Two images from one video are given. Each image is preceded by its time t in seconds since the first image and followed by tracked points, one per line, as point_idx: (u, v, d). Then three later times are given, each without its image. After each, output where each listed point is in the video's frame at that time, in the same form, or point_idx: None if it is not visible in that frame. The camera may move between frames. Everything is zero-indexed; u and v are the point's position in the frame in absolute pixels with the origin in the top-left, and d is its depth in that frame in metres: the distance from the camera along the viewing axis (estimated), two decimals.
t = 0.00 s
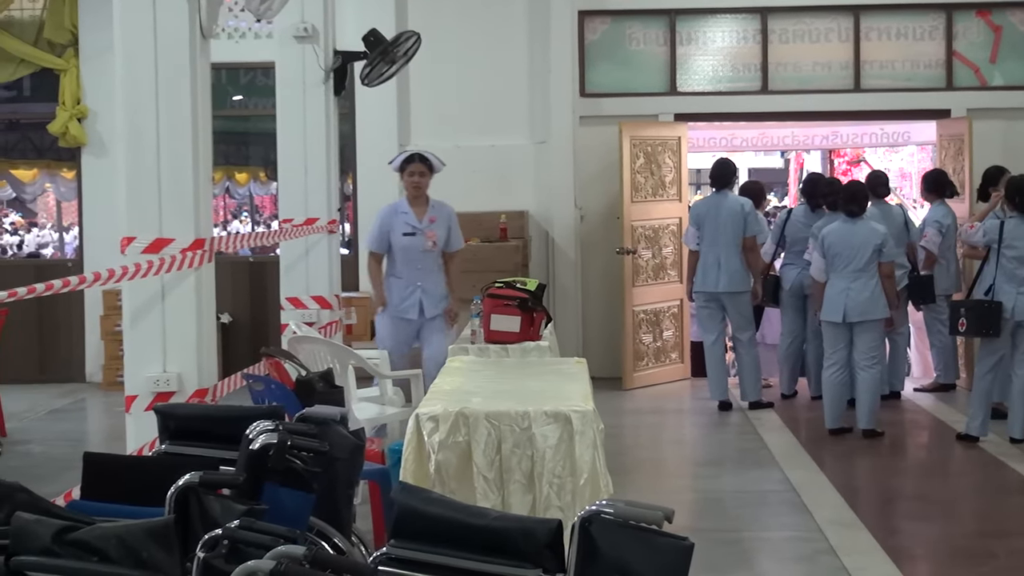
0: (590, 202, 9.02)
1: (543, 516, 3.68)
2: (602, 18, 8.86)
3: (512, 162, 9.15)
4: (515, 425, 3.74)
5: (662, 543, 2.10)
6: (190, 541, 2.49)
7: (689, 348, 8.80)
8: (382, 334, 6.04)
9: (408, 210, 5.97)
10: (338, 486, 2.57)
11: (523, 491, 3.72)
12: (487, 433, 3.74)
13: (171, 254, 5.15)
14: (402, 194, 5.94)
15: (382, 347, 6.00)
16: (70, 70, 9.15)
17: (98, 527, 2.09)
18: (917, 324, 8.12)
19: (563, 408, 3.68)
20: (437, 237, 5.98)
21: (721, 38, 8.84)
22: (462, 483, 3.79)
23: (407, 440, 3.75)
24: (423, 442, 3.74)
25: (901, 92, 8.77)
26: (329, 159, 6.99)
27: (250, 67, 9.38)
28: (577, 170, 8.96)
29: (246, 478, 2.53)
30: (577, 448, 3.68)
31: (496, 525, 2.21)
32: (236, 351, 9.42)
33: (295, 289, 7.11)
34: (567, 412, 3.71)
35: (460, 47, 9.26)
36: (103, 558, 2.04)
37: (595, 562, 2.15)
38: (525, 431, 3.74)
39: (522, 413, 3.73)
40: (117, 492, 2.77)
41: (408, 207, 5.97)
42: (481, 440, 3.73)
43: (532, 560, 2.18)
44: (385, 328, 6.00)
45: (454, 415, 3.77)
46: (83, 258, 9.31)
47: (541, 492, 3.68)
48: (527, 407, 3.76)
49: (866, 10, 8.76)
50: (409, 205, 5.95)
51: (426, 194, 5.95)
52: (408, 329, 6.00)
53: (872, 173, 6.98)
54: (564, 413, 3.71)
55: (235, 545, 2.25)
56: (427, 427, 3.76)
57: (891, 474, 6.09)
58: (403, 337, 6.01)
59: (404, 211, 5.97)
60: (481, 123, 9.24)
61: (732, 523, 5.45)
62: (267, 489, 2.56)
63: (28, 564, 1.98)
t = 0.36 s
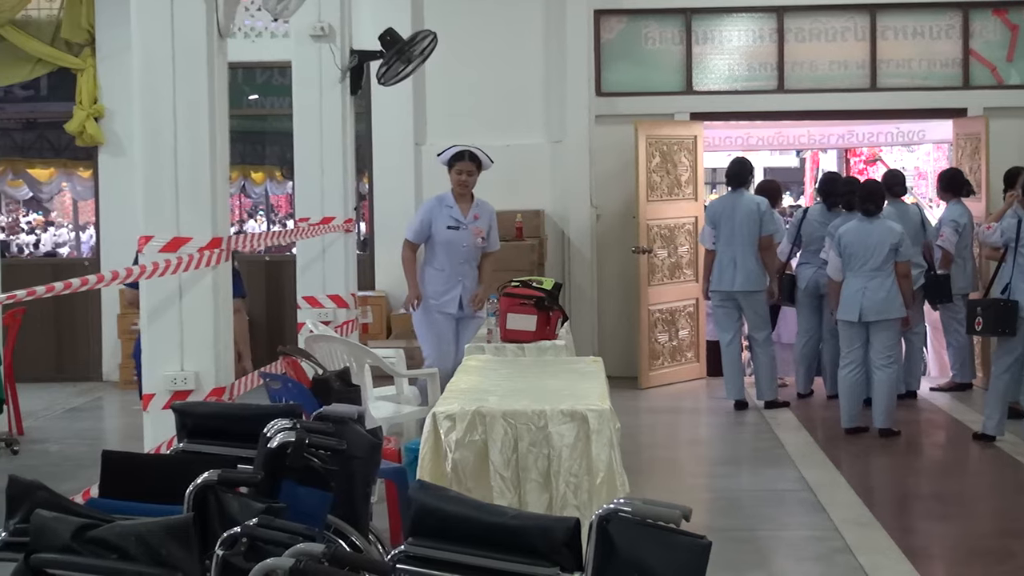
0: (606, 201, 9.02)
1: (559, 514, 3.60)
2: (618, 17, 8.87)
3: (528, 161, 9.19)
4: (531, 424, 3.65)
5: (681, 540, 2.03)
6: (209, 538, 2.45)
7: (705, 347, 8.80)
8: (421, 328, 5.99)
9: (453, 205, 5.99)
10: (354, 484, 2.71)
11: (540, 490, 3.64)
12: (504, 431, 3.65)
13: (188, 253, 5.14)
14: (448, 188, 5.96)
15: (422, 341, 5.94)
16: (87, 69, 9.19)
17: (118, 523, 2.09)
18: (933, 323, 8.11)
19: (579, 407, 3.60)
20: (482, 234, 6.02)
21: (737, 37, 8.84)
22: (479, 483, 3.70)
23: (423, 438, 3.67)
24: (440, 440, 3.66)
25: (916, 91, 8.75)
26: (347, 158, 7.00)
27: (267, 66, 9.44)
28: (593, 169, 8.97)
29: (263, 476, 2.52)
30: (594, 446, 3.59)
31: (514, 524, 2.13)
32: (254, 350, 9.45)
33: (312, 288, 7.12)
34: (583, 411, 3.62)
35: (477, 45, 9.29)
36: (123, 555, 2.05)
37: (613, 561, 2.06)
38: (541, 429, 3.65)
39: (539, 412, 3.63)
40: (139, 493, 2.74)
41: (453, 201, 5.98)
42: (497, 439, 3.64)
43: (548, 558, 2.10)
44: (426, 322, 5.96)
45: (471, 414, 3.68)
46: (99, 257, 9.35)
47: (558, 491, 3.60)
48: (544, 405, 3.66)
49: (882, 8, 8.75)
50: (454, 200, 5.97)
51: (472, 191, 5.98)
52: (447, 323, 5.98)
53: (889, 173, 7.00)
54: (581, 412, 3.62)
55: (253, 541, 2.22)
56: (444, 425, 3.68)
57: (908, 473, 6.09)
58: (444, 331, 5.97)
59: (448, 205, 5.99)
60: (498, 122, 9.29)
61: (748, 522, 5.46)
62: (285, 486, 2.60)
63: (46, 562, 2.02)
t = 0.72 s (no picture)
0: (617, 200, 9.02)
1: (571, 513, 3.60)
2: (630, 16, 8.88)
3: (540, 160, 9.20)
4: (543, 422, 3.65)
5: (693, 539, 2.03)
6: (221, 537, 2.42)
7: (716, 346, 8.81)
8: (436, 326, 5.76)
9: (477, 201, 5.77)
10: (366, 483, 2.63)
11: (551, 490, 3.64)
12: (515, 431, 3.65)
13: (200, 252, 5.14)
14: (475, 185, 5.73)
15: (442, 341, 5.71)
16: (99, 68, 9.24)
17: (131, 521, 2.07)
18: (945, 322, 8.10)
19: (591, 406, 3.59)
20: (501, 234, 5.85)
21: (748, 36, 8.84)
22: (490, 482, 3.69)
23: (435, 438, 3.66)
24: (451, 439, 3.65)
25: (928, 89, 8.74)
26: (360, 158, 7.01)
27: (279, 65, 9.49)
28: (605, 168, 8.98)
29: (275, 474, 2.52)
30: (606, 445, 3.59)
31: (527, 522, 2.13)
32: (266, 348, 9.46)
33: (323, 287, 7.13)
34: (595, 410, 3.62)
35: (489, 43, 9.30)
36: (135, 554, 2.03)
37: (626, 559, 2.08)
38: (553, 428, 3.65)
39: (550, 410, 3.63)
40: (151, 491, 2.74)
41: (478, 198, 5.76)
42: (509, 438, 3.64)
43: (560, 556, 2.10)
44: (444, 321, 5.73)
45: (482, 413, 3.67)
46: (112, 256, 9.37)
47: (570, 490, 3.60)
48: (555, 404, 3.66)
49: (893, 7, 8.74)
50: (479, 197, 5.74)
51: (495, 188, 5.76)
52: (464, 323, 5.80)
53: (901, 171, 7.00)
54: (592, 410, 3.62)
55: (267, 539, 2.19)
56: (456, 424, 3.66)
57: (919, 472, 6.08)
58: (463, 331, 5.77)
59: (472, 201, 5.75)
60: (510, 121, 9.30)
61: (760, 521, 5.46)
62: (298, 484, 2.59)
63: (59, 560, 2.01)
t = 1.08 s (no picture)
0: (623, 198, 9.01)
1: (576, 511, 3.60)
2: (636, 14, 8.85)
3: (546, 158, 9.19)
4: (548, 420, 3.64)
5: (696, 537, 2.04)
6: (224, 533, 2.44)
7: (722, 344, 8.80)
8: (444, 330, 5.58)
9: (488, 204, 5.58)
10: (371, 481, 2.63)
11: (556, 488, 3.63)
12: (520, 429, 3.64)
13: (205, 250, 5.13)
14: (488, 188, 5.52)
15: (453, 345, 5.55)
16: (105, 67, 9.25)
17: (135, 518, 2.14)
18: (951, 320, 8.10)
19: (596, 404, 3.59)
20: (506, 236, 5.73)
21: (754, 34, 8.83)
22: (495, 479, 3.69)
23: (440, 435, 3.65)
24: (456, 437, 3.64)
25: (933, 87, 8.73)
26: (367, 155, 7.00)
27: (284, 64, 9.49)
28: (611, 166, 8.97)
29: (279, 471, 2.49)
30: (611, 443, 3.58)
31: (530, 520, 2.17)
32: (273, 347, 9.46)
33: (329, 285, 7.14)
34: (600, 408, 3.61)
35: (495, 41, 9.29)
36: (139, 551, 2.11)
37: (629, 556, 2.09)
38: (558, 426, 3.64)
39: (555, 408, 3.62)
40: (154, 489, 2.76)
41: (489, 201, 5.57)
42: (514, 436, 3.64)
43: (565, 553, 2.15)
44: (458, 327, 5.56)
45: (487, 410, 3.67)
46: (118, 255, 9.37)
47: (575, 488, 3.59)
48: (560, 402, 3.66)
49: (899, 4, 8.73)
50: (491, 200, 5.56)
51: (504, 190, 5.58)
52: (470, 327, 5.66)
53: (907, 169, 6.99)
54: (597, 408, 3.61)
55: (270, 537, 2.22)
56: (460, 422, 3.66)
57: (925, 470, 6.08)
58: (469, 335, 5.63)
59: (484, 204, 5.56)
60: (517, 119, 9.29)
61: (766, 519, 5.46)
62: (301, 483, 2.56)
63: (64, 559, 2.10)
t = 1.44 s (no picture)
0: (624, 198, 9.21)
1: (577, 502, 3.77)
2: (637, 19, 9.05)
3: (549, 160, 9.36)
4: (549, 415, 3.83)
5: (694, 528, 2.13)
6: (233, 524, 2.47)
7: (720, 341, 8.98)
8: (437, 342, 5.82)
9: (470, 221, 5.69)
10: (376, 474, 2.72)
11: (558, 480, 3.80)
12: (523, 422, 3.83)
13: (216, 249, 5.21)
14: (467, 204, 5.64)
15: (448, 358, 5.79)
16: (119, 71, 9.43)
17: (147, 510, 2.13)
18: (943, 318, 8.29)
19: (597, 398, 3.77)
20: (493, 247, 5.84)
21: (752, 38, 9.00)
22: (499, 472, 3.87)
23: (445, 429, 3.84)
24: (461, 431, 3.82)
25: (927, 90, 8.89)
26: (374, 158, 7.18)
27: (295, 68, 9.71)
28: (613, 168, 9.16)
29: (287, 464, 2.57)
30: (611, 437, 3.76)
31: (531, 512, 2.32)
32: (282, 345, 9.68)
33: (338, 283, 7.33)
34: (600, 403, 3.80)
35: (498, 45, 9.46)
36: (151, 542, 2.09)
37: (628, 545, 2.17)
38: (560, 421, 3.83)
39: (557, 403, 3.81)
40: (165, 477, 2.83)
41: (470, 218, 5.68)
42: (517, 430, 3.82)
43: (566, 542, 2.29)
44: (451, 341, 5.79)
45: (491, 405, 3.86)
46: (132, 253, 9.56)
47: (576, 480, 3.77)
48: (562, 398, 3.84)
49: (894, 9, 8.89)
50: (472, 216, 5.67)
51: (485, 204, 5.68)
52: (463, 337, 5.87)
53: (900, 170, 7.17)
54: (598, 403, 3.80)
55: (278, 528, 2.24)
56: (465, 416, 3.84)
57: (919, 464, 6.26)
58: (462, 346, 5.85)
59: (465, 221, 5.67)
60: (519, 122, 9.47)
61: (763, 511, 5.64)
62: (309, 475, 2.64)
63: (76, 549, 2.08)
